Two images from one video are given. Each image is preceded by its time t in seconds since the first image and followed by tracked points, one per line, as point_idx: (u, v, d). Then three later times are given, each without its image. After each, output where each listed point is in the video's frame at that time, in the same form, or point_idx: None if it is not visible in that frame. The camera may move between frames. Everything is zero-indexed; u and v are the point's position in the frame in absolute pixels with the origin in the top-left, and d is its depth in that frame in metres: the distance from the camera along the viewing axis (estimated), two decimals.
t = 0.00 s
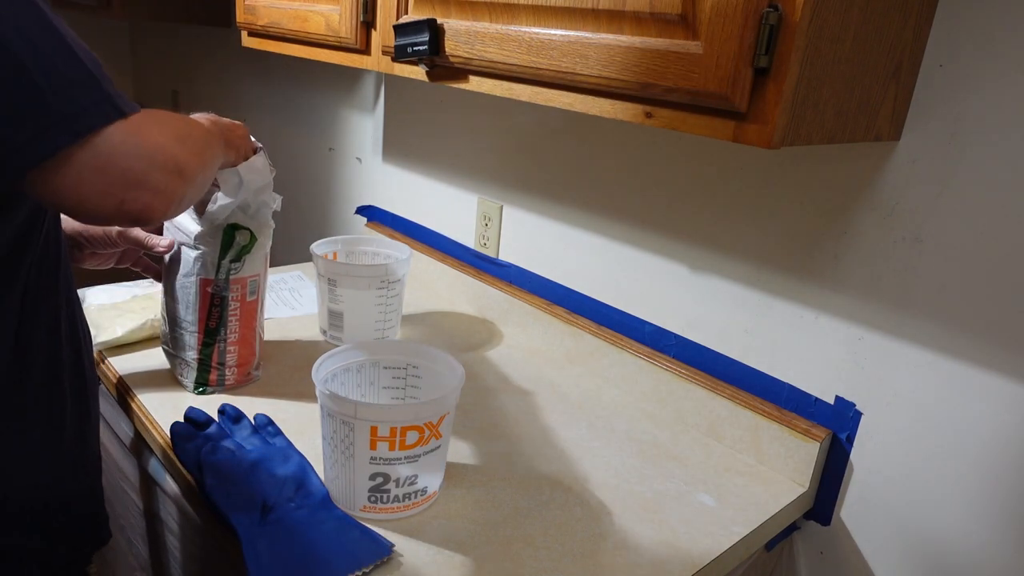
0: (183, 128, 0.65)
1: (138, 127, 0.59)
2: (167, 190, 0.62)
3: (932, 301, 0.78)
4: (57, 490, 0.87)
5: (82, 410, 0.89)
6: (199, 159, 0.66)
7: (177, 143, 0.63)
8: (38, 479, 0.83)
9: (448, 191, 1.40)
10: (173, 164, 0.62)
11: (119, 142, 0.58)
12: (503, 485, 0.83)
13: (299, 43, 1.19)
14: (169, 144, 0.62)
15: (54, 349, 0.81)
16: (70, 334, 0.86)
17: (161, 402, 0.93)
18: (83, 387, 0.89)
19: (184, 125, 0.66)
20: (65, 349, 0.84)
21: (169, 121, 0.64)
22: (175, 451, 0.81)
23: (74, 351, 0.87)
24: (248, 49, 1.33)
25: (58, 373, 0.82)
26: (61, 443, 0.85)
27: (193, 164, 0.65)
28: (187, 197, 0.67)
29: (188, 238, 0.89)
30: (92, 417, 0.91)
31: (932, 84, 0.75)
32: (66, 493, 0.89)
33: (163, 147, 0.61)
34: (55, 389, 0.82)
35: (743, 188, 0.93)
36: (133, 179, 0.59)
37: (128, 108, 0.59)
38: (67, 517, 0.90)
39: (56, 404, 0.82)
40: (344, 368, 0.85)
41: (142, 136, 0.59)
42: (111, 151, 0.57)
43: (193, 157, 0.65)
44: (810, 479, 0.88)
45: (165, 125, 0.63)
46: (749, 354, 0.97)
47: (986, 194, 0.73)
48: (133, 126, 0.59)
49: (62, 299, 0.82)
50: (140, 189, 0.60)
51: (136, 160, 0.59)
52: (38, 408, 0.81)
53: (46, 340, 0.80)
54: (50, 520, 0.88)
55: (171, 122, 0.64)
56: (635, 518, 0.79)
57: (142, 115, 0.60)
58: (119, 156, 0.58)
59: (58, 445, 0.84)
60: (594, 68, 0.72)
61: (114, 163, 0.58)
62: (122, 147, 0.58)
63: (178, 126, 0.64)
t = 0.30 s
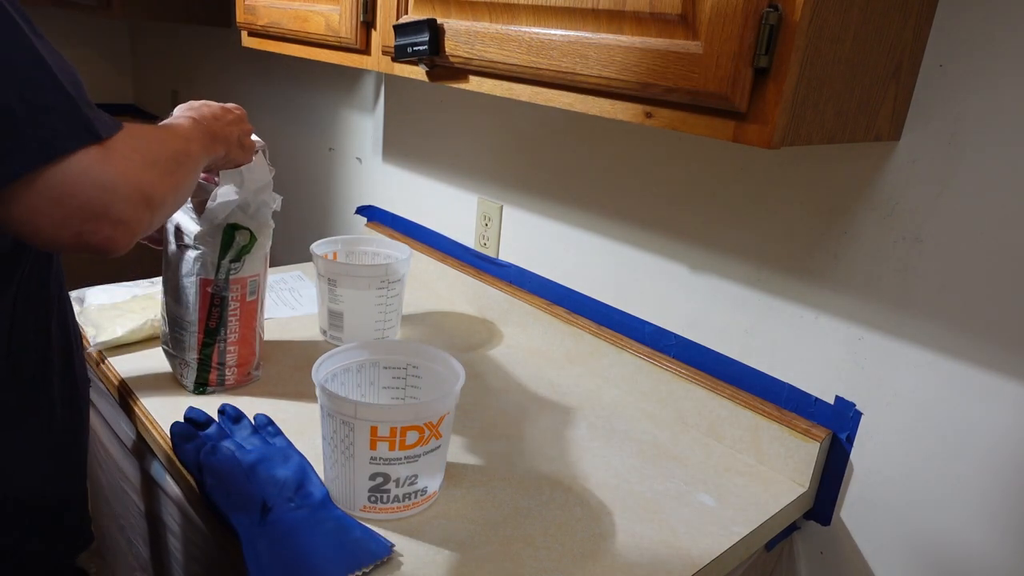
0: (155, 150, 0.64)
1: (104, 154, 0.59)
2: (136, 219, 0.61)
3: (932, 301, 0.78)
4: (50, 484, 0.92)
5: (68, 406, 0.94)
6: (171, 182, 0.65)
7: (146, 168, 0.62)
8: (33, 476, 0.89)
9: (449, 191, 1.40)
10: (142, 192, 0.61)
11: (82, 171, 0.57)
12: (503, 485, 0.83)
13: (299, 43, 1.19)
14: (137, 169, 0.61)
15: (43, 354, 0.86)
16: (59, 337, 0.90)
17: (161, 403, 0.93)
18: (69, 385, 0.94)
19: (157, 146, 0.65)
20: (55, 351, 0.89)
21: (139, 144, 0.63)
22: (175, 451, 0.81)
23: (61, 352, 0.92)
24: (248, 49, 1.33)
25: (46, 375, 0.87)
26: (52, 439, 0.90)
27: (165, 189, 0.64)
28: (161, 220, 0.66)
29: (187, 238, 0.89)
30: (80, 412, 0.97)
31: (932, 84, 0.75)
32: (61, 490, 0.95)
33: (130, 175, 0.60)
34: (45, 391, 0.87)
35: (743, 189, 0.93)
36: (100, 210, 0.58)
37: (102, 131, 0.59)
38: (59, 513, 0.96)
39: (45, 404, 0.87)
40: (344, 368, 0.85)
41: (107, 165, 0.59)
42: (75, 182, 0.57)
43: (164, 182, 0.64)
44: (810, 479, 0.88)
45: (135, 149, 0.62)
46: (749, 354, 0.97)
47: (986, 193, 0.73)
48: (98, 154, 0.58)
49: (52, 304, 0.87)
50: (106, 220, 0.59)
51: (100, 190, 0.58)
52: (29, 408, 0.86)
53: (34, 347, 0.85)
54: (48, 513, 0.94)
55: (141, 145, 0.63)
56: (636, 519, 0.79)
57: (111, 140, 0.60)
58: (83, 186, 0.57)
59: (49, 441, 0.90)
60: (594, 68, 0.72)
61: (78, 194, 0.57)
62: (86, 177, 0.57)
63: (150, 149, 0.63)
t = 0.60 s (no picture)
0: (135, 164, 0.63)
1: (77, 174, 0.58)
2: (110, 240, 0.60)
3: (932, 301, 0.78)
4: (49, 476, 1.00)
5: (59, 405, 1.00)
6: (151, 199, 0.64)
7: (122, 186, 0.61)
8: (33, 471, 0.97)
9: (449, 191, 1.40)
10: (115, 212, 0.60)
11: (54, 192, 0.56)
12: (503, 485, 0.83)
13: (299, 43, 1.19)
14: (113, 188, 0.60)
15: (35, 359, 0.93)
16: (49, 341, 0.96)
17: (161, 403, 0.93)
18: (59, 384, 1.00)
19: (136, 161, 0.63)
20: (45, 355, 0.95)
21: (117, 160, 0.61)
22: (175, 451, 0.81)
23: (52, 354, 0.98)
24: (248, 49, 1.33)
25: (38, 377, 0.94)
26: (47, 439, 0.98)
27: (143, 206, 0.63)
28: (139, 235, 0.65)
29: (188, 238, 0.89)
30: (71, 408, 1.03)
31: (932, 84, 0.75)
32: (60, 483, 1.03)
33: (103, 195, 0.59)
34: (40, 393, 0.94)
35: (743, 189, 0.93)
36: (72, 232, 0.58)
37: (86, 142, 0.59)
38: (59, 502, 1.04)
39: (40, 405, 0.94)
40: (344, 368, 0.85)
41: (79, 185, 0.58)
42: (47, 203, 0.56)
43: (142, 199, 0.63)
44: (809, 478, 0.88)
45: (111, 167, 0.61)
46: (749, 354, 0.97)
47: (986, 194, 0.73)
48: (69, 174, 0.57)
49: (42, 312, 0.93)
50: (79, 242, 0.58)
51: (72, 211, 0.57)
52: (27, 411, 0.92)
53: (26, 353, 0.91)
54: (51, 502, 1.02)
55: (119, 161, 0.62)
56: (636, 519, 0.79)
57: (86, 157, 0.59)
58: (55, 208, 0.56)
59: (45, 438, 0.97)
60: (594, 69, 0.72)
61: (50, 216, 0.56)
62: (57, 199, 0.56)
63: (129, 164, 0.62)
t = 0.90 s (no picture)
0: (110, 189, 0.63)
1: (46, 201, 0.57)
2: (74, 265, 0.60)
3: (932, 301, 0.78)
4: (47, 479, 1.01)
5: (58, 408, 1.01)
6: (124, 224, 0.64)
7: (92, 213, 0.61)
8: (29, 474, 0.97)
9: (449, 191, 1.40)
10: (80, 238, 0.60)
11: (23, 219, 0.56)
12: (503, 485, 0.83)
13: (299, 43, 1.19)
14: (82, 215, 0.60)
15: (30, 364, 0.93)
16: (48, 346, 0.97)
17: (161, 403, 0.93)
18: (59, 388, 1.01)
19: (112, 185, 0.63)
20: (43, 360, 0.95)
21: (88, 184, 0.61)
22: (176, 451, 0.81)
23: (51, 358, 0.98)
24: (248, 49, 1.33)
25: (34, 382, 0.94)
26: (46, 450, 1.00)
27: (113, 232, 0.63)
28: (110, 258, 0.65)
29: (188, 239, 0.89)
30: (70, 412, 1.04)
31: (932, 84, 0.75)
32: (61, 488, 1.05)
33: (69, 221, 0.59)
34: (35, 397, 0.94)
35: (743, 189, 0.93)
36: (36, 258, 0.57)
37: (64, 160, 0.59)
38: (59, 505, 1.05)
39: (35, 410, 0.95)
40: (344, 368, 0.85)
41: (47, 212, 0.57)
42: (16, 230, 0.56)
43: (113, 225, 0.62)
44: (809, 479, 0.88)
45: (83, 191, 0.60)
46: (749, 354, 0.97)
47: (986, 193, 0.73)
48: (37, 201, 0.57)
49: (44, 329, 0.94)
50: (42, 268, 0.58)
51: (38, 239, 0.57)
52: (20, 415, 0.93)
53: (21, 358, 0.92)
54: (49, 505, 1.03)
55: (93, 185, 0.61)
56: (636, 519, 0.79)
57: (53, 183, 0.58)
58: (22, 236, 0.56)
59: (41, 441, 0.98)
60: (594, 69, 0.72)
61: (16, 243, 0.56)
62: (25, 226, 0.56)
63: (103, 188, 0.62)
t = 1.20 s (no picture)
0: (100, 211, 0.63)
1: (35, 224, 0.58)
2: (59, 286, 0.60)
3: (932, 300, 0.78)
4: (42, 479, 1.00)
5: (55, 407, 1.01)
6: (111, 246, 0.64)
7: (80, 236, 0.61)
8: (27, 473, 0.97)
9: (449, 191, 1.40)
10: (66, 259, 0.60)
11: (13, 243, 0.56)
12: (503, 485, 0.83)
13: (299, 43, 1.19)
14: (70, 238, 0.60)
15: (32, 362, 0.93)
16: (49, 344, 0.97)
17: (161, 403, 0.93)
18: (58, 388, 1.01)
19: (102, 207, 0.63)
20: (43, 358, 0.96)
21: (77, 204, 0.61)
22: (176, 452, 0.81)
23: (50, 357, 0.99)
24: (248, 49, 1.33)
25: (37, 380, 0.94)
26: (47, 451, 1.00)
27: (100, 254, 0.63)
28: (96, 277, 0.65)
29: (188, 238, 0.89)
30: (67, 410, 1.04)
31: (932, 84, 0.75)
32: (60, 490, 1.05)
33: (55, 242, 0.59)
34: (36, 396, 0.94)
35: (743, 189, 0.93)
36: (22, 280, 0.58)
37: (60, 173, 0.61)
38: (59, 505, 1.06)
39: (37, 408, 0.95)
40: (345, 368, 0.85)
41: (35, 235, 0.57)
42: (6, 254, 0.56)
43: (101, 247, 0.63)
44: (809, 479, 0.88)
45: (72, 214, 0.60)
46: (749, 354, 0.97)
47: (986, 193, 0.73)
48: (25, 225, 0.57)
49: (44, 334, 0.95)
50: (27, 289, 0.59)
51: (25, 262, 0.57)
52: (26, 421, 0.94)
53: (24, 356, 0.91)
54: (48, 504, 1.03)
55: (84, 207, 0.62)
56: (636, 519, 0.79)
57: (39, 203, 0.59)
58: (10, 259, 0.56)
59: (40, 440, 0.97)
60: (594, 69, 0.72)
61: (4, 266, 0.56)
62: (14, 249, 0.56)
63: (93, 211, 0.62)
